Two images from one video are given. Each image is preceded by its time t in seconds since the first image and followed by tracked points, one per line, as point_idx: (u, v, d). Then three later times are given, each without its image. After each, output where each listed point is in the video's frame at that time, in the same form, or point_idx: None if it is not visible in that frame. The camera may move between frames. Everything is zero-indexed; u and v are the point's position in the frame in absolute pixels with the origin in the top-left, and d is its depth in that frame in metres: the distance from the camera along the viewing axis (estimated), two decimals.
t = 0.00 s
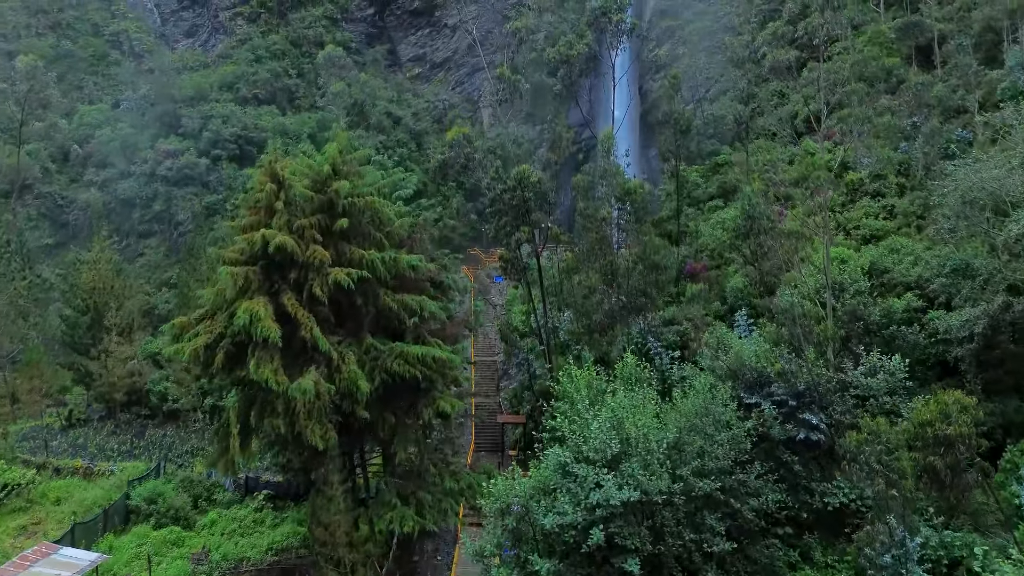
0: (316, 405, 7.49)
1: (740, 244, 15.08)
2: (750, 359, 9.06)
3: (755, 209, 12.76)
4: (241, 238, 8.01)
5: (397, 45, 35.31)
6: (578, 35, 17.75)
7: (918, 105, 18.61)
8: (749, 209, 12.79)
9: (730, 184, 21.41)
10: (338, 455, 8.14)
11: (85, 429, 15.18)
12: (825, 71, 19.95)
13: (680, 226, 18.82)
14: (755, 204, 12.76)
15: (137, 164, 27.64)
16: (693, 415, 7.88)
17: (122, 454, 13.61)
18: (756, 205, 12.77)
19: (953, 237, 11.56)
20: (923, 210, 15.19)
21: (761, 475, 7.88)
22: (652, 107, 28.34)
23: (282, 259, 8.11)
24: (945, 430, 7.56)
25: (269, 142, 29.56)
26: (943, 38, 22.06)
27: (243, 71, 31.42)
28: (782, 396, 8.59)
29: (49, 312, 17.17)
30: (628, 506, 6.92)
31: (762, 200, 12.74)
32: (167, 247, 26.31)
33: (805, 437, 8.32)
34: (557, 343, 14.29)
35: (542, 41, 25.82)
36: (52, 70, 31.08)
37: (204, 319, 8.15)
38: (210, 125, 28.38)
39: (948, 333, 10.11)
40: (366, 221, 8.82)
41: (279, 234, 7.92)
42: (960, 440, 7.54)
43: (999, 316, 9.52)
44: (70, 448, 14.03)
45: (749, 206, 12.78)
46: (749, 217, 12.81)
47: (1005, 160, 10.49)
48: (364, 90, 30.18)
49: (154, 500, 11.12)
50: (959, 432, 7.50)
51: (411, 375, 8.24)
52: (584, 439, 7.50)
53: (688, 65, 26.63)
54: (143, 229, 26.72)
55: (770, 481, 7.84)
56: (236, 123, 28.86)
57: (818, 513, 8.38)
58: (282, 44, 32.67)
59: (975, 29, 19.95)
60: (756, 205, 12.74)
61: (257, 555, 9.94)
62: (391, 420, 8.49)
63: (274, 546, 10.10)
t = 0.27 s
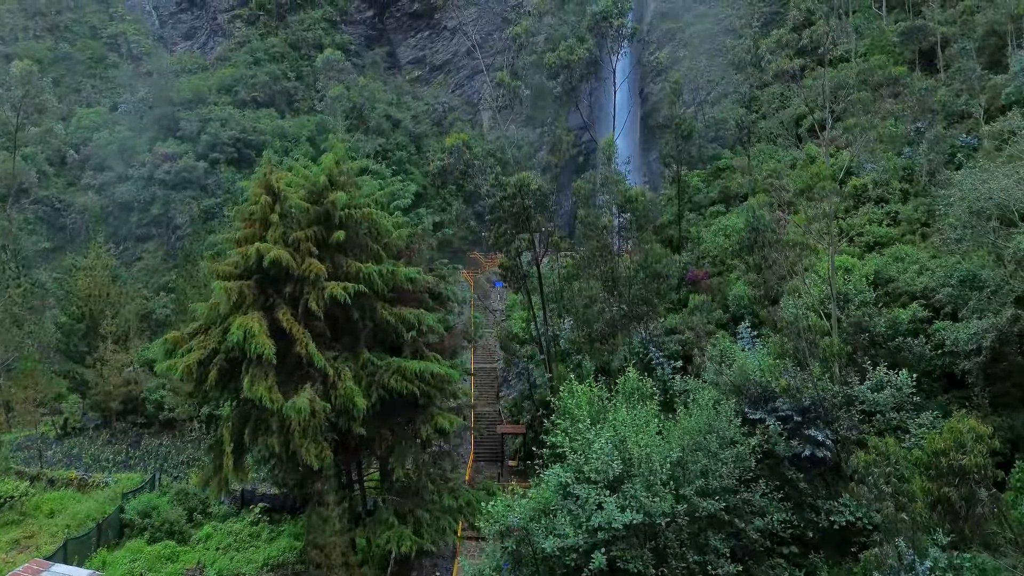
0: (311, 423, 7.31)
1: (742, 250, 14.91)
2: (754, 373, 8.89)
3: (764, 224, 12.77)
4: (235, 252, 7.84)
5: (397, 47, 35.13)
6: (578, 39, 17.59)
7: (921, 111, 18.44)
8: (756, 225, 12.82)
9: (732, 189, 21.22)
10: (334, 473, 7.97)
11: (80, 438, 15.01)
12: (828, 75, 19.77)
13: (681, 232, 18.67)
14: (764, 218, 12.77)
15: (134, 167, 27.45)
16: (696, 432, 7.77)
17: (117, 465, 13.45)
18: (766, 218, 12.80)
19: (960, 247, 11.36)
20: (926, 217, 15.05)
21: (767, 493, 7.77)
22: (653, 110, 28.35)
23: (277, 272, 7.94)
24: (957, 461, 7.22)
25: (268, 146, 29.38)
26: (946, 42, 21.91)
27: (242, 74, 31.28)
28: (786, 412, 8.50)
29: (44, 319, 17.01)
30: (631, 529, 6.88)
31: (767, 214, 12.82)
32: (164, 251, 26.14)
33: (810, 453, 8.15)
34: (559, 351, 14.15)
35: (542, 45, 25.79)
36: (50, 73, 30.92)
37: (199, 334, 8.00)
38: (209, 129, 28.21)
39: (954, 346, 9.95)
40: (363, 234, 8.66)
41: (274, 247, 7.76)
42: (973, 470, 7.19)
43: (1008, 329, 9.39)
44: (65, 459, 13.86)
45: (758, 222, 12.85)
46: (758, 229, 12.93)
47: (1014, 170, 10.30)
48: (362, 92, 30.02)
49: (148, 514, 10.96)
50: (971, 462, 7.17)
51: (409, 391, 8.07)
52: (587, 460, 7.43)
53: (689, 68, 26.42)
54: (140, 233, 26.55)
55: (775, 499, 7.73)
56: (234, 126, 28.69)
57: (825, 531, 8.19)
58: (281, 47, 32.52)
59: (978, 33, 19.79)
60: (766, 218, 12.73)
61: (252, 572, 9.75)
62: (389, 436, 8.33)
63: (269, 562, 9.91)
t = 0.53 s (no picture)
0: (309, 442, 7.17)
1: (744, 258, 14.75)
2: (759, 388, 8.73)
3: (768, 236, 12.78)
4: (228, 267, 7.69)
5: (396, 49, 34.95)
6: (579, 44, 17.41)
7: (925, 116, 18.27)
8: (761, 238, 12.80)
9: (734, 195, 21.05)
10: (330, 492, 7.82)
11: (75, 448, 14.84)
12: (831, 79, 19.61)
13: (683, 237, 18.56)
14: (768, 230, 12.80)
15: (132, 170, 27.29)
16: (700, 451, 7.61)
17: (113, 477, 13.30)
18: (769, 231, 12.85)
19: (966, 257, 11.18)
20: (931, 224, 14.89)
21: (773, 512, 7.60)
22: (654, 113, 28.39)
23: (272, 287, 7.79)
24: (974, 494, 7.16)
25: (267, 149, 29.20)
26: (949, 46, 21.76)
27: (240, 77, 31.12)
28: (792, 427, 8.30)
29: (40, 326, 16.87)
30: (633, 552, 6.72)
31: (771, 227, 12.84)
32: (163, 255, 26.00)
33: (816, 471, 8.02)
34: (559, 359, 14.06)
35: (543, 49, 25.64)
36: (48, 76, 30.74)
37: (192, 350, 7.83)
38: (207, 132, 28.05)
39: (961, 360, 9.78)
40: (360, 247, 8.50)
41: (268, 262, 7.60)
42: (990, 504, 7.13)
43: (1016, 344, 9.24)
44: (60, 470, 13.71)
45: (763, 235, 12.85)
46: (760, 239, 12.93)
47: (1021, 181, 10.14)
48: (361, 95, 29.87)
49: (143, 528, 10.80)
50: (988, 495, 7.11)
51: (407, 408, 7.92)
52: (588, 480, 7.27)
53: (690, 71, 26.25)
54: (138, 237, 26.41)
55: (780, 518, 7.56)
56: (233, 129, 28.53)
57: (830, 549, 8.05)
58: (279, 49, 32.33)
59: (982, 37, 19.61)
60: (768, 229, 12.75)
61: None
62: (387, 454, 8.17)
63: None
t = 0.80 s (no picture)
0: (305, 463, 7.02)
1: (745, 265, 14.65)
2: (764, 403, 8.56)
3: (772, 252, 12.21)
4: (222, 282, 7.53)
5: (396, 52, 34.84)
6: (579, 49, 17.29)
7: (928, 122, 18.15)
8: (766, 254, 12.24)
9: (735, 200, 20.90)
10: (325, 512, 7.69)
11: (71, 458, 14.69)
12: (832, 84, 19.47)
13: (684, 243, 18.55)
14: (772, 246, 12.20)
15: (131, 174, 27.20)
16: (704, 473, 7.51)
17: (108, 489, 13.14)
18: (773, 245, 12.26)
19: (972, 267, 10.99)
20: (934, 231, 14.78)
21: (777, 533, 7.52)
22: (654, 116, 28.44)
23: (267, 303, 7.64)
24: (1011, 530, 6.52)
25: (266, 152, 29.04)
26: (952, 50, 21.66)
27: (239, 80, 31.00)
28: (797, 444, 8.16)
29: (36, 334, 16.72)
30: None
31: (776, 241, 12.30)
32: (161, 259, 25.91)
33: (822, 490, 7.88)
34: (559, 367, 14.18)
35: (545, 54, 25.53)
36: (46, 78, 30.56)
37: (186, 366, 7.69)
38: (206, 136, 27.91)
39: (969, 374, 9.55)
40: (357, 260, 8.35)
41: (263, 278, 7.46)
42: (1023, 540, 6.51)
43: None
44: (54, 480, 13.56)
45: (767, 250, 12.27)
46: (764, 254, 12.34)
47: None
48: (361, 98, 29.75)
49: (138, 543, 10.66)
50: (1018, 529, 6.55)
51: (404, 426, 7.75)
52: (589, 502, 7.17)
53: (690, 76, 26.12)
54: (136, 241, 26.28)
55: (786, 541, 7.49)
56: (231, 132, 28.39)
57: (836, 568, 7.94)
58: (278, 52, 32.20)
59: (985, 42, 19.49)
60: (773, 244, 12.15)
61: None
62: (385, 472, 8.03)
63: None
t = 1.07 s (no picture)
0: (300, 483, 6.88)
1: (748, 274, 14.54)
2: (767, 419, 8.47)
3: (777, 266, 12.68)
4: (217, 298, 7.40)
5: (396, 55, 34.71)
6: (580, 54, 17.15)
7: (932, 128, 17.98)
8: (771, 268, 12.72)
9: (737, 205, 20.70)
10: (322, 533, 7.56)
11: (66, 468, 14.57)
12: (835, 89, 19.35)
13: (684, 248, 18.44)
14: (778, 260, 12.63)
15: (129, 178, 27.09)
16: (707, 492, 7.41)
17: (103, 502, 13.01)
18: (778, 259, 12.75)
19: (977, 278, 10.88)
20: (938, 239, 14.55)
21: (781, 553, 7.33)
22: (656, 120, 28.40)
23: (262, 319, 7.51)
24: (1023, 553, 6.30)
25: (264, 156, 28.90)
26: (954, 54, 21.55)
27: (238, 83, 30.87)
28: (801, 462, 8.06)
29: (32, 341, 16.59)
30: None
31: (781, 256, 12.78)
32: (159, 263, 25.84)
33: (827, 508, 7.75)
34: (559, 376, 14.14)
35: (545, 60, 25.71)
36: (44, 81, 30.38)
37: (180, 384, 7.56)
38: (204, 139, 27.78)
39: (977, 389, 9.41)
40: (354, 274, 8.22)
41: (258, 294, 7.33)
42: None
43: None
44: (49, 492, 13.44)
45: (772, 264, 12.74)
46: (769, 268, 12.89)
47: None
48: (360, 102, 29.61)
49: (133, 557, 10.55)
50: None
51: (402, 445, 7.61)
52: (593, 525, 7.18)
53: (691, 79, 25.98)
54: (135, 246, 26.16)
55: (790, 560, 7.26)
56: (230, 136, 28.22)
57: None
58: (277, 55, 32.04)
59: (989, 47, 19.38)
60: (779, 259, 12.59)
61: None
62: (383, 491, 7.90)
63: None
